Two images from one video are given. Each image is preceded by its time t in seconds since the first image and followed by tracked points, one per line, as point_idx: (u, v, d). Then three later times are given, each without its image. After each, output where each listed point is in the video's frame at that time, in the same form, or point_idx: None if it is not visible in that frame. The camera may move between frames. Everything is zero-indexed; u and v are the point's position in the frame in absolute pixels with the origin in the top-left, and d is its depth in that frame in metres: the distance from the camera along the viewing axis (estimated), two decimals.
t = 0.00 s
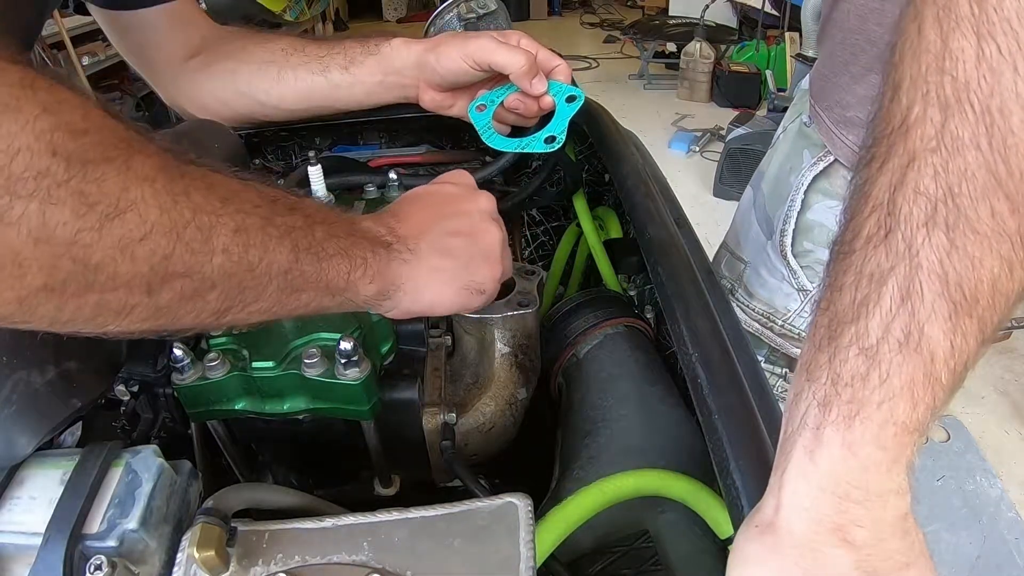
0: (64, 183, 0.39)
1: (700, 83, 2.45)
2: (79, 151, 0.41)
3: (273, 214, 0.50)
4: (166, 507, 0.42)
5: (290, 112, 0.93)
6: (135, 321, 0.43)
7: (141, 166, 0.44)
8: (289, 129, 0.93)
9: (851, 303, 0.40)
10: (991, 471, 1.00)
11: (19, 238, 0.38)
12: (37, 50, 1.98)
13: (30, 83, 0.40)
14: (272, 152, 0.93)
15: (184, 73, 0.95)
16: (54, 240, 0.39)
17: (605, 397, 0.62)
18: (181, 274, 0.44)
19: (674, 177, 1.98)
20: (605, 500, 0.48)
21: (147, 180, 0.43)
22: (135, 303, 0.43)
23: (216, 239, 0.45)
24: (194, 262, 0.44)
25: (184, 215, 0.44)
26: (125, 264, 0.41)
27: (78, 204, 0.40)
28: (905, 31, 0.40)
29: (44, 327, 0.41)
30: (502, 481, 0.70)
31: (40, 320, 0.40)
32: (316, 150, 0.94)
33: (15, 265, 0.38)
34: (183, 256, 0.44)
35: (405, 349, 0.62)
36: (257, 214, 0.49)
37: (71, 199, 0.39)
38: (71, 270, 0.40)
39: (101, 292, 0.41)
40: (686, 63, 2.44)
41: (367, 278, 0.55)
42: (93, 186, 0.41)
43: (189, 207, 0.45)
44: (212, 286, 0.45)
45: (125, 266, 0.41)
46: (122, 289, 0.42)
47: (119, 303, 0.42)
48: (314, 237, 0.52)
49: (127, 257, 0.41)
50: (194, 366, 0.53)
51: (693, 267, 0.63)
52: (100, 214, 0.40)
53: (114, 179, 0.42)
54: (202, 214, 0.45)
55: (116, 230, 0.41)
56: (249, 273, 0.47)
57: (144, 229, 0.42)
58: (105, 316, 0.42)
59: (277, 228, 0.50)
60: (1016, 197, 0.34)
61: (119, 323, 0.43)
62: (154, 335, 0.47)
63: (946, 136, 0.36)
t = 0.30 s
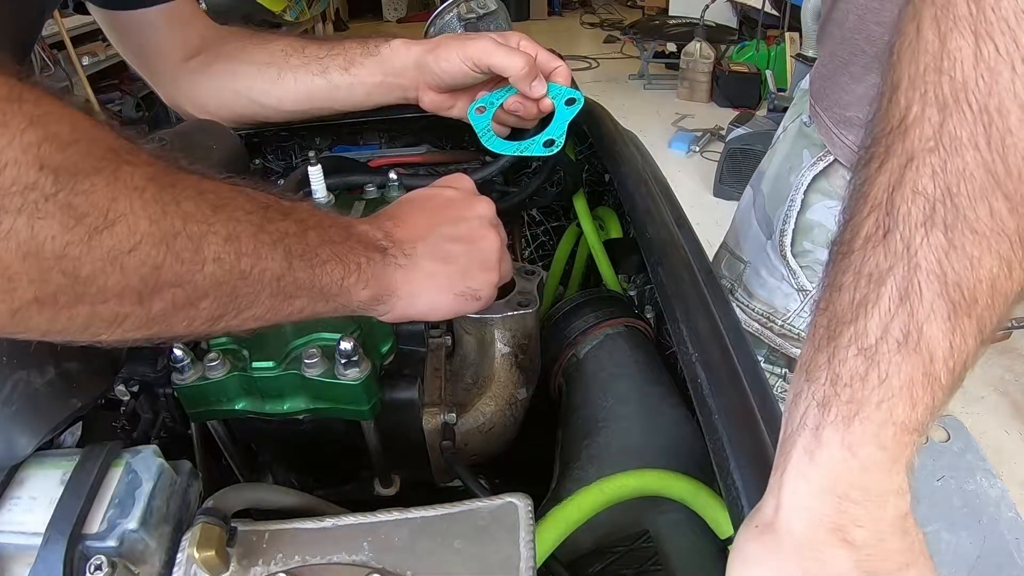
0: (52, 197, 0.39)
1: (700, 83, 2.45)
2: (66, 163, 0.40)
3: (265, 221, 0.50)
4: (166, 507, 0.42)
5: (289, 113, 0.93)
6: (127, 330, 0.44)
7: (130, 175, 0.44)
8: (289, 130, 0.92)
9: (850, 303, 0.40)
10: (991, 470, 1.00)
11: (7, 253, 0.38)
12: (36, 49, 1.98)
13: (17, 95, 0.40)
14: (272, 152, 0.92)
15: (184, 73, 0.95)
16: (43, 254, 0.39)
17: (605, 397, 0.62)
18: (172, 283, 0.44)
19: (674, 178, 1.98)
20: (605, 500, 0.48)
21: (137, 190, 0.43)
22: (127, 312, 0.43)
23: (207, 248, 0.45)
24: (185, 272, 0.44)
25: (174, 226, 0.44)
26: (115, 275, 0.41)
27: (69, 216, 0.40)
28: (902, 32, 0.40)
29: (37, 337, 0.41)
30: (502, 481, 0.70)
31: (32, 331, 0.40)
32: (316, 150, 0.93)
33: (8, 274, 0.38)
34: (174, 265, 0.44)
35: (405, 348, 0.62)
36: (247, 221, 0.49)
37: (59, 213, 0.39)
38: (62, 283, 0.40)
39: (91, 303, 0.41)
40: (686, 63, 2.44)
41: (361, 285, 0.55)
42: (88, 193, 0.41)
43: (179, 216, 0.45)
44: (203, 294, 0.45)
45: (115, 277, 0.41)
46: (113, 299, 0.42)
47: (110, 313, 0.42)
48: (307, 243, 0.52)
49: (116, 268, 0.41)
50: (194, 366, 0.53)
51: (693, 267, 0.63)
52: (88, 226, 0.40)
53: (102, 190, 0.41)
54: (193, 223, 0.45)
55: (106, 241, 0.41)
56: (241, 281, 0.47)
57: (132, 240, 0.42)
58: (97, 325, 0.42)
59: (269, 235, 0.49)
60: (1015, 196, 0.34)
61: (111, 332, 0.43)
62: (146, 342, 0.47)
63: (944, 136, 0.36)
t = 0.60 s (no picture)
0: (50, 198, 0.39)
1: (700, 83, 2.45)
2: (64, 164, 0.41)
3: (263, 222, 0.50)
4: (166, 507, 0.42)
5: (289, 113, 0.93)
6: (127, 333, 0.43)
7: (129, 177, 0.44)
8: (289, 130, 0.92)
9: (850, 303, 0.40)
10: (991, 470, 1.00)
11: (5, 254, 0.38)
12: (37, 49, 1.98)
13: (12, 96, 0.40)
14: (272, 152, 0.92)
15: (184, 73, 0.95)
16: (41, 255, 0.39)
17: (605, 397, 0.62)
18: (172, 284, 0.44)
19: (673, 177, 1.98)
20: (605, 500, 0.48)
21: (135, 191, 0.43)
22: (126, 316, 0.43)
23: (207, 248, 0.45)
24: (185, 273, 0.44)
25: (173, 228, 0.44)
26: (114, 277, 0.41)
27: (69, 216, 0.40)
28: (902, 31, 0.40)
29: (35, 343, 0.41)
30: (502, 481, 0.70)
31: (30, 336, 0.40)
32: (316, 150, 0.93)
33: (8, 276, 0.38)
34: (174, 266, 0.44)
35: (405, 348, 0.62)
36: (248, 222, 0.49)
37: (57, 214, 0.39)
38: (60, 284, 0.40)
39: (90, 306, 0.41)
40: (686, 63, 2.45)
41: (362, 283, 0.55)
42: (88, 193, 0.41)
43: (177, 217, 0.45)
44: (203, 296, 0.45)
45: (115, 278, 0.41)
46: (112, 301, 0.42)
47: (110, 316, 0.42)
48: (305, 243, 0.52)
49: (116, 269, 0.41)
50: (194, 366, 0.53)
51: (693, 268, 0.63)
52: (87, 227, 0.40)
53: (101, 191, 0.42)
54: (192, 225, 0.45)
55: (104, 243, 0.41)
56: (240, 282, 0.47)
57: (131, 242, 0.42)
58: (96, 330, 0.42)
59: (267, 235, 0.50)
60: (1015, 196, 0.34)
61: (110, 337, 0.43)
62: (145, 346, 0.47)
63: (944, 136, 0.36)
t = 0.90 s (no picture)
0: (49, 202, 0.39)
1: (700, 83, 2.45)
2: (65, 167, 0.41)
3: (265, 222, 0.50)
4: (166, 507, 0.42)
5: (290, 112, 0.93)
6: (126, 337, 0.43)
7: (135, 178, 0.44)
8: (289, 130, 0.92)
9: (853, 304, 0.40)
10: (991, 470, 1.01)
11: (5, 258, 0.38)
12: (37, 48, 1.98)
13: (11, 99, 0.40)
14: (272, 152, 0.91)
15: (184, 73, 0.95)
16: (40, 259, 0.39)
17: (605, 397, 0.62)
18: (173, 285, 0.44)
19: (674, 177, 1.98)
20: (605, 500, 0.48)
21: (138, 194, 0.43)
22: (126, 319, 0.43)
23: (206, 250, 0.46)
24: (185, 276, 0.44)
25: (173, 230, 0.44)
26: (114, 281, 0.41)
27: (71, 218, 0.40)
28: (909, 32, 0.40)
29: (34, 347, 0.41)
30: (502, 481, 0.70)
31: (29, 340, 0.40)
32: (316, 150, 0.92)
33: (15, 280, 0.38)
34: (175, 268, 0.44)
35: (405, 348, 0.62)
36: (245, 228, 0.49)
37: (57, 217, 0.39)
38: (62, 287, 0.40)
39: (91, 310, 0.41)
40: (686, 63, 2.45)
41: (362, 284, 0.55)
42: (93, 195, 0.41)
43: (177, 220, 0.45)
44: (204, 297, 0.45)
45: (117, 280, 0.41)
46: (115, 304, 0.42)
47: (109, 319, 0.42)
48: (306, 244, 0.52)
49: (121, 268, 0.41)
50: (195, 366, 0.53)
51: (694, 269, 0.63)
52: (87, 231, 0.40)
53: (101, 195, 0.42)
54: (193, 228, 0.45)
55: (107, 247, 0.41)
56: (240, 285, 0.47)
57: (132, 245, 0.42)
58: (95, 334, 0.42)
59: (264, 238, 0.50)
60: (1020, 199, 0.34)
61: (110, 341, 0.43)
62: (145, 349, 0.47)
63: (951, 137, 0.36)
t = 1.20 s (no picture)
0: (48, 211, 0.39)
1: (700, 83, 2.45)
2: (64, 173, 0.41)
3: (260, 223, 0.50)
4: (166, 507, 0.42)
5: (289, 113, 0.93)
6: (122, 345, 0.44)
7: (128, 194, 0.46)
8: (289, 130, 0.92)
9: (854, 303, 0.40)
10: (991, 470, 1.01)
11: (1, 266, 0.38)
12: (36, 49, 1.98)
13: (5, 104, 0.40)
14: (272, 152, 0.91)
15: (184, 73, 0.95)
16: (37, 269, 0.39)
17: (605, 397, 0.61)
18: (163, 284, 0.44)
19: (673, 177, 1.98)
20: (605, 500, 0.48)
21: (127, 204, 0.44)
22: (120, 324, 0.43)
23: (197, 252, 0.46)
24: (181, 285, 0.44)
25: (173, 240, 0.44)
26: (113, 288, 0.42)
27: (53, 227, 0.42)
28: (911, 32, 0.40)
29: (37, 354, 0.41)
30: (501, 481, 0.70)
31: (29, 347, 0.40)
32: (316, 150, 0.92)
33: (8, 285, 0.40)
34: (163, 270, 0.44)
35: (405, 348, 0.63)
36: (242, 227, 0.50)
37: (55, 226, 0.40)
38: (53, 293, 0.41)
39: (82, 313, 0.42)
40: (686, 63, 2.45)
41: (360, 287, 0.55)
42: (80, 205, 0.42)
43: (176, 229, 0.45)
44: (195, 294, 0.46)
45: (105, 283, 0.42)
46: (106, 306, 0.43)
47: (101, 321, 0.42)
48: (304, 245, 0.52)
49: (108, 270, 0.43)
50: (194, 366, 0.53)
51: (695, 270, 0.63)
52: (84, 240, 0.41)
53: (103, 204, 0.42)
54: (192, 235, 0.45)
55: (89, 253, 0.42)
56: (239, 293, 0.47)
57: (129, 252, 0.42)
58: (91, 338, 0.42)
59: (257, 236, 0.50)
60: (1021, 200, 0.34)
61: (108, 351, 0.44)
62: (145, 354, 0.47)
63: (952, 137, 0.36)
